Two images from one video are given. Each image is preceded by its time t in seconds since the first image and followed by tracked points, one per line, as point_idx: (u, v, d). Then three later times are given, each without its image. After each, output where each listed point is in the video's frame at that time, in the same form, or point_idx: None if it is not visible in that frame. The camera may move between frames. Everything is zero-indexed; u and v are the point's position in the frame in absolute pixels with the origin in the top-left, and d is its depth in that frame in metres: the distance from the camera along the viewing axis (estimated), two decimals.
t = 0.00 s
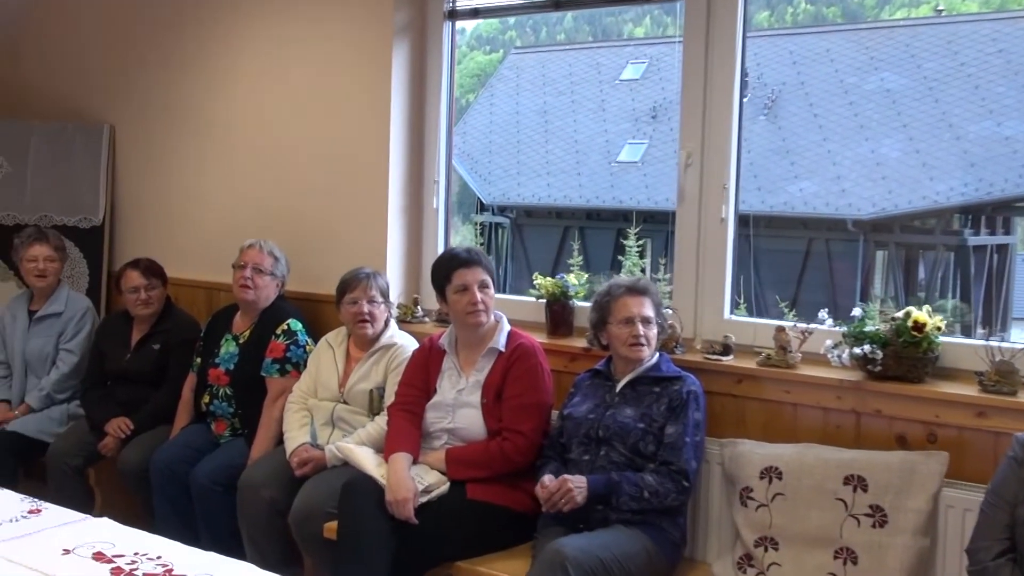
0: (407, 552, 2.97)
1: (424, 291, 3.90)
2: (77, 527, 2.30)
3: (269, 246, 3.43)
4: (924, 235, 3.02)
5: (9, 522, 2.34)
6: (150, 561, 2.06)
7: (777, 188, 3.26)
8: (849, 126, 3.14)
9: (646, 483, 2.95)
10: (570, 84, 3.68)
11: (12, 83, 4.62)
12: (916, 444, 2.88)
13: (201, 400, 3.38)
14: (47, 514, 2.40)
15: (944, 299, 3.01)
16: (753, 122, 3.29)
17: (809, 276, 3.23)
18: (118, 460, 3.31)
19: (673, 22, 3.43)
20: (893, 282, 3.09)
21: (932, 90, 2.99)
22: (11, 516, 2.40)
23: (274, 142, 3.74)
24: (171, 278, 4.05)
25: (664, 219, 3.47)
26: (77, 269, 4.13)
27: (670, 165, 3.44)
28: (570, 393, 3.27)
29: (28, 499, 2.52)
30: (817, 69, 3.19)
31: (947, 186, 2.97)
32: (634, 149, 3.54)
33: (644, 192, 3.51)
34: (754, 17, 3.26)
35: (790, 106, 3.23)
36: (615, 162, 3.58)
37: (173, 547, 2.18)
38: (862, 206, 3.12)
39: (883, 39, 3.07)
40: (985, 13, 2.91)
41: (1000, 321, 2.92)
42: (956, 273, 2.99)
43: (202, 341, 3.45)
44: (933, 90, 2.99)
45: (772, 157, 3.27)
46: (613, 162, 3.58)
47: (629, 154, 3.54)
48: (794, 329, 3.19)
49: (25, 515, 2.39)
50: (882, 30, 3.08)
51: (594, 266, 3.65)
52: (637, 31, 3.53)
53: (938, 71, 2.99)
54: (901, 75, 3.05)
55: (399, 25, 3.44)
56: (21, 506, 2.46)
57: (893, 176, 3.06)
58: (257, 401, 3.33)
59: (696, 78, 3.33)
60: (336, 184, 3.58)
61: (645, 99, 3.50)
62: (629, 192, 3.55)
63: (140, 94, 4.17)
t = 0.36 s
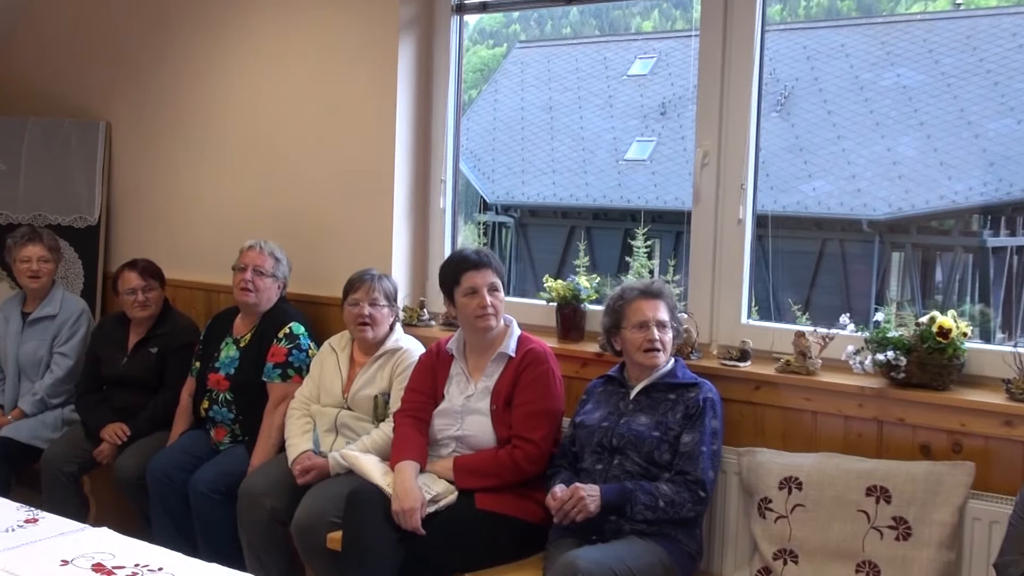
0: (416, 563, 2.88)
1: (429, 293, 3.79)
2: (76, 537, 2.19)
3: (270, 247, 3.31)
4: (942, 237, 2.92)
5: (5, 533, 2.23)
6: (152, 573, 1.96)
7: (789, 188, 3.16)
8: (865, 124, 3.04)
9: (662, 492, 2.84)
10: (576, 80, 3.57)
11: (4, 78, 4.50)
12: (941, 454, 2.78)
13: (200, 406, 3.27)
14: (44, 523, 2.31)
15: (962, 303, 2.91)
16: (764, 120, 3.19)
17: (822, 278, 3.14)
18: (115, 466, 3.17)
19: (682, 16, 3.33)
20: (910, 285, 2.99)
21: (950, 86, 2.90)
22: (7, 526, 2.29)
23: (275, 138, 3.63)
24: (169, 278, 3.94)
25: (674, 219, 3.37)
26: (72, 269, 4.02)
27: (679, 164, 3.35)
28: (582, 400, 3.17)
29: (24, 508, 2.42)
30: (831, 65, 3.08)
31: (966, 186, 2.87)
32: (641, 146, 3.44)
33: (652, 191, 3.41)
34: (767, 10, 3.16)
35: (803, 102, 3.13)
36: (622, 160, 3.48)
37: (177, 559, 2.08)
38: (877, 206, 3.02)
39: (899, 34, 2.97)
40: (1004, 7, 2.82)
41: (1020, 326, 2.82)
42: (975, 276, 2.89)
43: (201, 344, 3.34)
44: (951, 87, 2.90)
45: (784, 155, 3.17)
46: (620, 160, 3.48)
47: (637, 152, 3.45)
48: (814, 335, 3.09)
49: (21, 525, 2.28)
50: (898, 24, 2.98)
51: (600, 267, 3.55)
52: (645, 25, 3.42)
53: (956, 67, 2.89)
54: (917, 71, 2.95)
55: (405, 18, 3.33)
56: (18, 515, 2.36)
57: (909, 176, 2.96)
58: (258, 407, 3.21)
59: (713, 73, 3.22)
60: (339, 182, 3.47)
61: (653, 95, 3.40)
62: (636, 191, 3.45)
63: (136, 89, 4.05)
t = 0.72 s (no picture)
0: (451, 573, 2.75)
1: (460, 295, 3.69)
2: (104, 543, 2.14)
3: (298, 246, 3.21)
4: (991, 236, 2.80)
5: (31, 539, 2.18)
6: None
7: (831, 184, 3.05)
8: (909, 117, 2.92)
9: (705, 499, 2.73)
10: (609, 73, 3.46)
11: (28, 77, 4.44)
12: (998, 462, 2.64)
13: (227, 409, 3.18)
14: (72, 529, 2.23)
15: (1013, 304, 2.78)
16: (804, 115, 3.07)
17: (865, 279, 3.02)
18: (141, 471, 3.09)
19: (718, 7, 3.21)
20: (957, 285, 2.87)
21: (999, 79, 2.79)
22: (34, 532, 2.25)
23: (302, 135, 3.54)
24: (195, 278, 3.86)
25: (711, 217, 3.25)
26: (97, 269, 3.95)
27: (715, 159, 3.24)
28: (621, 404, 3.05)
29: (52, 514, 2.35)
30: (874, 56, 2.96)
31: (1015, 182, 2.76)
32: (676, 142, 3.33)
33: (688, 189, 3.30)
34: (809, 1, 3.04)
35: (844, 96, 3.01)
36: (656, 156, 3.36)
37: (206, 567, 2.03)
38: (922, 203, 2.90)
39: (944, 24, 2.85)
40: None
41: None
42: None
43: (229, 346, 3.25)
44: (999, 79, 2.79)
45: (825, 151, 3.05)
46: (654, 156, 3.37)
47: (672, 148, 3.34)
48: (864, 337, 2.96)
49: (48, 531, 2.23)
50: (943, 14, 2.86)
51: (634, 267, 3.44)
52: (679, 16, 3.31)
53: (1006, 58, 2.78)
54: (964, 62, 2.83)
55: (436, 11, 3.23)
56: (45, 520, 2.31)
57: (955, 171, 2.84)
58: (286, 411, 3.12)
59: (756, 65, 3.10)
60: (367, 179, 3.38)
61: (688, 90, 3.29)
62: (671, 188, 3.34)
63: (160, 86, 3.98)
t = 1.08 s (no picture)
0: None
1: (499, 296, 3.59)
2: (136, 554, 2.06)
3: (332, 248, 3.12)
4: None
5: (62, 548, 2.11)
6: None
7: (884, 180, 2.91)
8: (966, 110, 2.78)
9: (755, 508, 2.60)
10: (651, 66, 3.34)
11: (60, 78, 4.39)
12: None
13: (261, 415, 3.10)
14: (103, 539, 2.16)
15: None
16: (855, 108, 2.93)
17: (921, 279, 2.88)
18: (173, 478, 3.02)
19: None
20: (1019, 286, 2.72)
21: None
22: (65, 541, 2.17)
23: (335, 132, 3.45)
24: (227, 279, 3.78)
25: (758, 215, 3.13)
26: (128, 272, 3.89)
27: (762, 155, 3.11)
28: (667, 411, 2.94)
29: (82, 522, 2.28)
30: (929, 46, 2.83)
31: None
32: (722, 137, 3.21)
33: (734, 185, 3.17)
34: None
35: (898, 87, 2.88)
36: (701, 152, 3.24)
37: None
38: (980, 200, 2.76)
39: (1004, 12, 2.72)
40: None
41: None
42: None
43: (262, 350, 3.17)
44: None
45: (878, 145, 2.91)
46: (699, 152, 3.25)
47: (717, 143, 3.21)
48: (920, 340, 2.83)
49: (79, 539, 2.15)
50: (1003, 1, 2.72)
51: (678, 267, 3.32)
52: (724, 7, 3.18)
53: None
54: None
55: (474, 4, 3.12)
56: (76, 528, 2.23)
57: (1017, 167, 2.70)
58: (321, 417, 3.04)
59: (807, 57, 2.97)
60: (402, 177, 3.28)
61: (734, 82, 3.16)
62: (717, 184, 3.21)
63: (192, 85, 3.91)
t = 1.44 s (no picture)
0: None
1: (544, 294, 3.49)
2: (173, 559, 1.98)
3: (371, 245, 3.04)
4: None
5: (97, 553, 2.04)
6: None
7: (944, 173, 2.78)
8: None
9: (811, 517, 2.47)
10: (701, 57, 3.23)
11: (97, 75, 4.35)
12: None
13: (299, 417, 3.03)
14: (138, 543, 2.10)
15: None
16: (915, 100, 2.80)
17: (985, 276, 2.75)
18: (210, 481, 2.95)
19: None
20: None
21: None
22: (100, 545, 2.10)
23: (375, 127, 3.36)
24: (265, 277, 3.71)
25: (812, 210, 3.01)
26: (164, 270, 3.83)
27: (817, 148, 2.99)
28: (718, 415, 2.82)
29: (118, 526, 2.23)
30: (993, 33, 2.69)
31: None
32: (775, 130, 3.09)
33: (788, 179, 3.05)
34: None
35: (960, 77, 2.74)
36: (753, 145, 3.13)
37: None
38: None
39: None
40: None
41: None
42: None
43: (300, 350, 3.09)
44: None
45: (938, 138, 2.78)
46: (750, 145, 3.13)
47: (770, 136, 3.09)
48: (985, 341, 2.69)
49: (114, 544, 2.08)
50: None
51: (730, 265, 3.20)
52: None
53: None
54: None
55: None
56: (111, 532, 2.16)
57: None
58: (361, 419, 2.96)
59: (865, 46, 2.84)
60: (443, 173, 3.19)
61: (788, 73, 3.04)
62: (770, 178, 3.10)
63: (228, 80, 3.84)
